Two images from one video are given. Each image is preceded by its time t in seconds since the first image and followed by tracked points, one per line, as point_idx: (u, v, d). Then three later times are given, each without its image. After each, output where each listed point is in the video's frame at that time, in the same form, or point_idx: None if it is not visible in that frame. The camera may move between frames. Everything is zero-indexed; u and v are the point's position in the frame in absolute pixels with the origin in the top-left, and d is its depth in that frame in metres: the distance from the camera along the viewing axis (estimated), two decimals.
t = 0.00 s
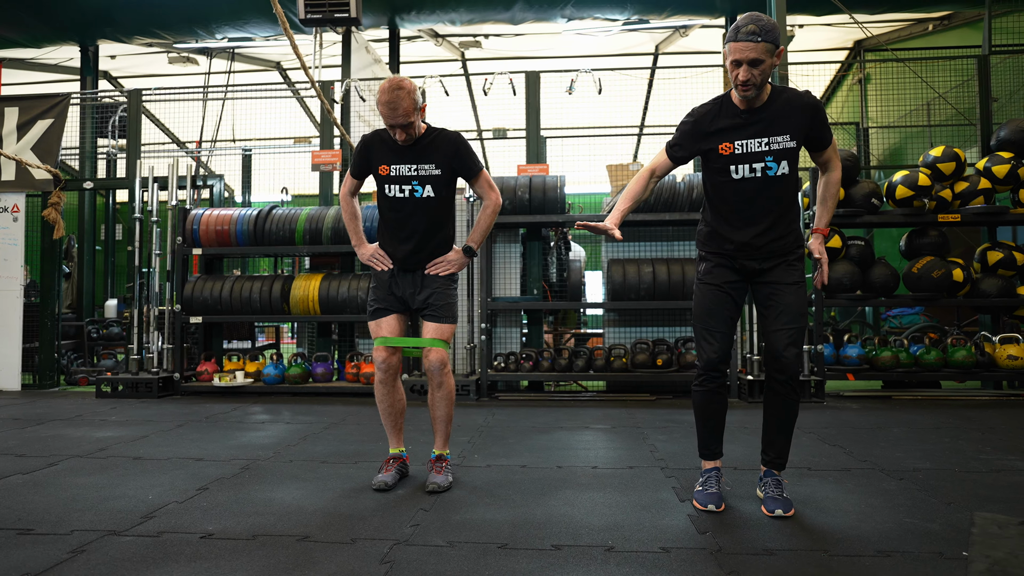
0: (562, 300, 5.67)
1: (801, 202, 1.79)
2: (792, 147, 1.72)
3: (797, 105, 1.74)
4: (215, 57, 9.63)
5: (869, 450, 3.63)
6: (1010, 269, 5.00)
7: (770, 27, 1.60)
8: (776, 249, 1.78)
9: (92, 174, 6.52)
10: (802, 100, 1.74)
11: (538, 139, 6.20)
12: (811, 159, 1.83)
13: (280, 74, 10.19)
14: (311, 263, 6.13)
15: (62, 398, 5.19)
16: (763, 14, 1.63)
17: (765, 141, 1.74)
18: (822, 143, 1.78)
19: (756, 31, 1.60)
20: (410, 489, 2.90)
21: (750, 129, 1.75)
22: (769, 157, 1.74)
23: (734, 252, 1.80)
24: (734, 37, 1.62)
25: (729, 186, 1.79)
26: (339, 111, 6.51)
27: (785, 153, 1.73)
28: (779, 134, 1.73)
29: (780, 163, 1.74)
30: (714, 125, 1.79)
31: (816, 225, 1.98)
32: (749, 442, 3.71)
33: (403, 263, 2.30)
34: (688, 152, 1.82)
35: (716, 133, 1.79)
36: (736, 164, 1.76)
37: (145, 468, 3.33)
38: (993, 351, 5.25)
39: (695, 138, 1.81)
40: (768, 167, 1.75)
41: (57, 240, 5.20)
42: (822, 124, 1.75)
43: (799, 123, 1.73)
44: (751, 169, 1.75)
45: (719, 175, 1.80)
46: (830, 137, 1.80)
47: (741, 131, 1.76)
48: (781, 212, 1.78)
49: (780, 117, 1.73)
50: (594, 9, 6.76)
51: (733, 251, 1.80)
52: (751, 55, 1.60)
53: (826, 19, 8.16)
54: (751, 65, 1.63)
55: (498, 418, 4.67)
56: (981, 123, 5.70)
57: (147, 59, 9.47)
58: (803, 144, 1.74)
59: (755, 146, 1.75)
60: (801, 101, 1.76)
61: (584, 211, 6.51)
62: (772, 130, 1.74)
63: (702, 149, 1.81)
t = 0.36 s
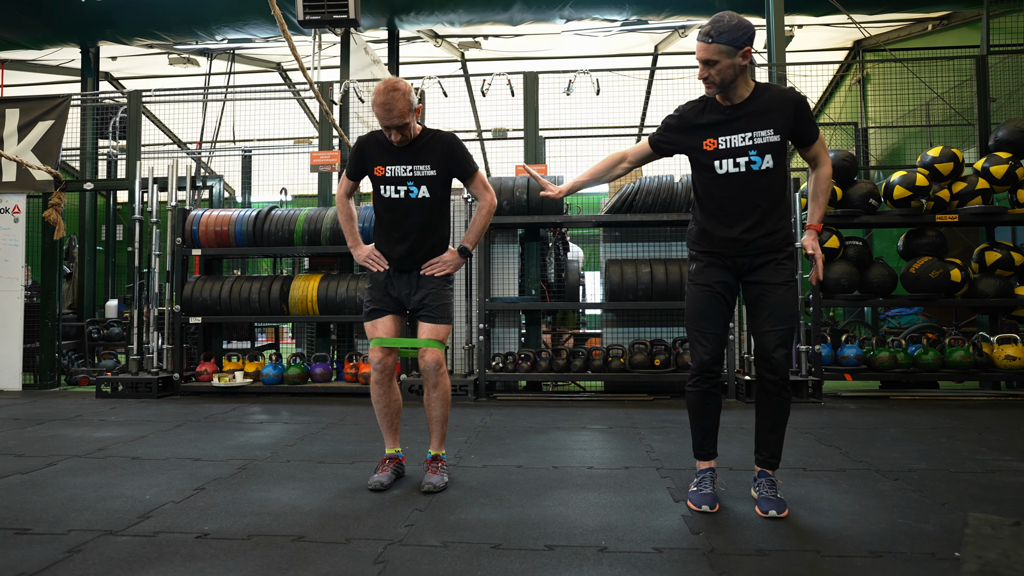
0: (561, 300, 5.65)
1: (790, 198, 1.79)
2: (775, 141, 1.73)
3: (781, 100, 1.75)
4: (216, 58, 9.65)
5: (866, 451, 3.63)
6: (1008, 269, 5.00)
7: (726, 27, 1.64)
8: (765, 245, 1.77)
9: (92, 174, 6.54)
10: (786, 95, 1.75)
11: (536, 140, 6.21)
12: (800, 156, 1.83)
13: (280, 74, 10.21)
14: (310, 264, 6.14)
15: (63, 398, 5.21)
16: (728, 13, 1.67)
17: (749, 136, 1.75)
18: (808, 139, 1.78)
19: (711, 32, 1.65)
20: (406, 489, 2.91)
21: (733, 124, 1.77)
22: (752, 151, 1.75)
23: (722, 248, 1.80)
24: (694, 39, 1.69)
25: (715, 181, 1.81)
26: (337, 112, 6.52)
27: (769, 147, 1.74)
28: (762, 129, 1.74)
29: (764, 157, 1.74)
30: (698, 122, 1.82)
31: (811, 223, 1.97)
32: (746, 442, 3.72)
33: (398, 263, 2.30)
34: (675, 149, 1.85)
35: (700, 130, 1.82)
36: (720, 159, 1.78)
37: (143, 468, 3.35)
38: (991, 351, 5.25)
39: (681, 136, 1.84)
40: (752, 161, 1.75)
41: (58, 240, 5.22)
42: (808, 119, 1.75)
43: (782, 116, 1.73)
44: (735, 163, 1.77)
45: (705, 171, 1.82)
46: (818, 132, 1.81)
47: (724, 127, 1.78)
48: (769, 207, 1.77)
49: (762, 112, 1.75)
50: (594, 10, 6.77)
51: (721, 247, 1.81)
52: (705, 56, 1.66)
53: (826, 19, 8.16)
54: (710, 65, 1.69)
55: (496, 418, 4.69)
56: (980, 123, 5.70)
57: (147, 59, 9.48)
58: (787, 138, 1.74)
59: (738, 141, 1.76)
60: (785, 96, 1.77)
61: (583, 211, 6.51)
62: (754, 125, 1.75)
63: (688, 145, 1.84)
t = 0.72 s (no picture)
0: (557, 300, 5.67)
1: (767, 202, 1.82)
2: (748, 148, 1.75)
3: (752, 107, 1.77)
4: (216, 58, 9.67)
5: (858, 450, 3.64)
6: (1004, 269, 5.00)
7: (714, 40, 1.63)
8: (743, 248, 1.80)
9: (92, 175, 6.56)
10: (757, 101, 1.77)
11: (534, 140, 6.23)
12: (775, 158, 1.85)
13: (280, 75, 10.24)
14: (308, 264, 6.16)
15: (63, 397, 5.23)
16: (707, 27, 1.65)
17: (722, 144, 1.77)
18: (781, 142, 1.80)
19: (703, 47, 1.63)
20: (399, 487, 2.92)
21: (705, 133, 1.79)
22: (726, 159, 1.77)
23: (701, 252, 1.83)
24: (683, 55, 1.66)
25: (692, 189, 1.84)
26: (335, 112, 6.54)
27: (743, 154, 1.76)
28: (735, 136, 1.76)
29: (738, 164, 1.77)
30: (672, 132, 1.84)
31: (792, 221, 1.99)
32: (739, 441, 3.73)
33: (392, 262, 2.31)
34: (651, 160, 1.87)
35: (674, 140, 1.83)
36: (696, 169, 1.80)
37: (138, 467, 3.36)
38: (986, 351, 5.26)
39: (655, 147, 1.86)
40: (727, 169, 1.78)
41: (57, 240, 5.24)
42: (779, 123, 1.77)
43: (754, 123, 1.76)
44: (710, 172, 1.79)
45: (682, 180, 1.85)
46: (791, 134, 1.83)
47: (698, 137, 1.80)
48: (745, 212, 1.80)
49: (735, 119, 1.77)
50: (592, 10, 6.78)
51: (700, 251, 1.83)
52: (702, 72, 1.64)
53: (824, 19, 8.17)
54: (704, 80, 1.67)
55: (492, 418, 4.71)
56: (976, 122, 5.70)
57: (148, 60, 9.51)
58: (760, 144, 1.76)
59: (712, 149, 1.78)
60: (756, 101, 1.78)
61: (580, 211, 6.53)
62: (727, 132, 1.77)
63: (664, 155, 1.86)
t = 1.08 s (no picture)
0: (554, 300, 5.68)
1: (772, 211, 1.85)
2: (758, 161, 1.77)
3: (762, 119, 1.79)
4: (215, 58, 9.70)
5: (851, 451, 3.66)
6: (999, 270, 5.01)
7: (729, 62, 1.62)
8: (747, 255, 1.83)
9: (91, 175, 6.58)
10: (767, 113, 1.79)
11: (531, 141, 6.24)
12: (778, 168, 1.88)
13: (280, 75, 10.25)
14: (306, 265, 6.17)
15: (62, 397, 5.26)
16: (722, 45, 1.63)
17: (731, 156, 1.78)
18: (787, 153, 1.83)
19: (718, 69, 1.63)
20: (391, 487, 2.94)
21: (715, 144, 1.80)
22: (736, 172, 1.79)
23: (706, 258, 1.85)
24: (697, 75, 1.65)
25: (700, 201, 1.85)
26: (333, 113, 6.56)
27: (752, 167, 1.78)
28: (744, 149, 1.78)
29: (747, 177, 1.79)
30: (681, 144, 1.83)
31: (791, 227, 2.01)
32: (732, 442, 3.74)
33: (384, 257, 2.31)
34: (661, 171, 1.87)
35: (683, 152, 1.83)
36: (706, 181, 1.82)
37: (134, 467, 3.38)
38: (982, 352, 5.26)
39: (664, 157, 1.86)
40: (735, 181, 1.80)
41: (56, 240, 5.27)
42: (787, 136, 1.80)
43: (764, 136, 1.78)
44: (719, 184, 1.81)
45: (690, 191, 1.86)
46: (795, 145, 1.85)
47: (708, 149, 1.80)
48: (751, 222, 1.83)
49: (743, 132, 1.78)
50: (589, 11, 6.79)
51: (705, 258, 1.85)
52: (716, 94, 1.64)
53: (823, 20, 8.17)
54: (717, 101, 1.67)
55: (488, 418, 4.72)
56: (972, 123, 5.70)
57: (149, 61, 9.54)
58: (768, 156, 1.79)
59: (722, 162, 1.80)
60: (764, 113, 1.80)
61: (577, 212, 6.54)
62: (736, 144, 1.78)
63: (673, 166, 1.86)
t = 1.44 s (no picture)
0: (552, 300, 5.69)
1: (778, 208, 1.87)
2: (764, 160, 1.78)
3: (767, 117, 1.79)
4: (216, 59, 9.72)
5: (847, 450, 3.67)
6: (998, 270, 5.01)
7: (731, 62, 1.63)
8: (753, 254, 1.84)
9: (91, 175, 6.59)
10: (770, 111, 1.80)
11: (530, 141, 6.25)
12: (781, 166, 1.89)
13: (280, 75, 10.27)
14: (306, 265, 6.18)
15: (62, 397, 5.28)
16: (724, 46, 1.64)
17: (738, 157, 1.78)
18: (790, 150, 1.85)
19: (718, 69, 1.64)
20: (387, 486, 2.95)
21: (722, 146, 1.79)
22: (743, 172, 1.79)
23: (714, 258, 1.86)
24: (698, 74, 1.66)
25: (709, 202, 1.85)
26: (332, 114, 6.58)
27: (758, 166, 1.79)
28: (750, 149, 1.78)
29: (754, 177, 1.79)
30: (688, 148, 1.82)
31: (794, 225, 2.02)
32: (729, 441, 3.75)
33: (378, 244, 2.26)
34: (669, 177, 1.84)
35: (691, 156, 1.82)
36: (714, 184, 1.81)
37: (131, 466, 3.40)
38: (980, 352, 5.27)
39: (671, 163, 1.84)
40: (743, 181, 1.80)
41: (56, 240, 5.28)
42: (790, 132, 1.81)
43: (769, 134, 1.78)
44: (728, 186, 1.81)
45: (698, 193, 1.85)
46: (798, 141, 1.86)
47: (715, 152, 1.79)
48: (758, 221, 1.84)
49: (749, 131, 1.78)
50: (588, 11, 6.79)
51: (713, 258, 1.86)
52: (716, 94, 1.65)
53: (823, 20, 8.17)
54: (717, 101, 1.68)
55: (486, 417, 4.73)
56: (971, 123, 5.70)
57: (150, 61, 9.56)
58: (773, 154, 1.80)
59: (729, 163, 1.79)
60: (767, 112, 1.81)
61: (576, 212, 6.54)
62: (743, 145, 1.78)
63: (680, 170, 1.84)
